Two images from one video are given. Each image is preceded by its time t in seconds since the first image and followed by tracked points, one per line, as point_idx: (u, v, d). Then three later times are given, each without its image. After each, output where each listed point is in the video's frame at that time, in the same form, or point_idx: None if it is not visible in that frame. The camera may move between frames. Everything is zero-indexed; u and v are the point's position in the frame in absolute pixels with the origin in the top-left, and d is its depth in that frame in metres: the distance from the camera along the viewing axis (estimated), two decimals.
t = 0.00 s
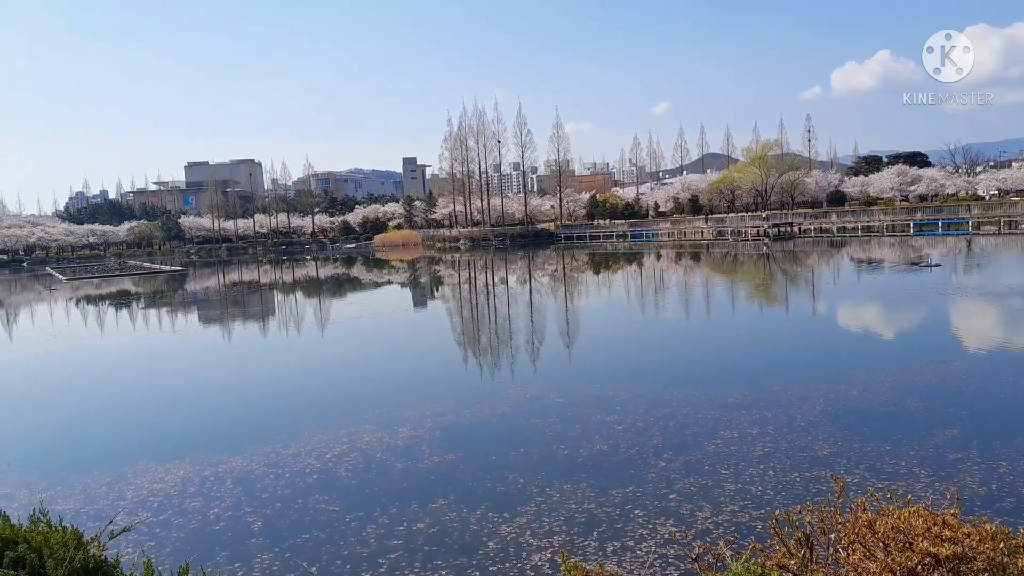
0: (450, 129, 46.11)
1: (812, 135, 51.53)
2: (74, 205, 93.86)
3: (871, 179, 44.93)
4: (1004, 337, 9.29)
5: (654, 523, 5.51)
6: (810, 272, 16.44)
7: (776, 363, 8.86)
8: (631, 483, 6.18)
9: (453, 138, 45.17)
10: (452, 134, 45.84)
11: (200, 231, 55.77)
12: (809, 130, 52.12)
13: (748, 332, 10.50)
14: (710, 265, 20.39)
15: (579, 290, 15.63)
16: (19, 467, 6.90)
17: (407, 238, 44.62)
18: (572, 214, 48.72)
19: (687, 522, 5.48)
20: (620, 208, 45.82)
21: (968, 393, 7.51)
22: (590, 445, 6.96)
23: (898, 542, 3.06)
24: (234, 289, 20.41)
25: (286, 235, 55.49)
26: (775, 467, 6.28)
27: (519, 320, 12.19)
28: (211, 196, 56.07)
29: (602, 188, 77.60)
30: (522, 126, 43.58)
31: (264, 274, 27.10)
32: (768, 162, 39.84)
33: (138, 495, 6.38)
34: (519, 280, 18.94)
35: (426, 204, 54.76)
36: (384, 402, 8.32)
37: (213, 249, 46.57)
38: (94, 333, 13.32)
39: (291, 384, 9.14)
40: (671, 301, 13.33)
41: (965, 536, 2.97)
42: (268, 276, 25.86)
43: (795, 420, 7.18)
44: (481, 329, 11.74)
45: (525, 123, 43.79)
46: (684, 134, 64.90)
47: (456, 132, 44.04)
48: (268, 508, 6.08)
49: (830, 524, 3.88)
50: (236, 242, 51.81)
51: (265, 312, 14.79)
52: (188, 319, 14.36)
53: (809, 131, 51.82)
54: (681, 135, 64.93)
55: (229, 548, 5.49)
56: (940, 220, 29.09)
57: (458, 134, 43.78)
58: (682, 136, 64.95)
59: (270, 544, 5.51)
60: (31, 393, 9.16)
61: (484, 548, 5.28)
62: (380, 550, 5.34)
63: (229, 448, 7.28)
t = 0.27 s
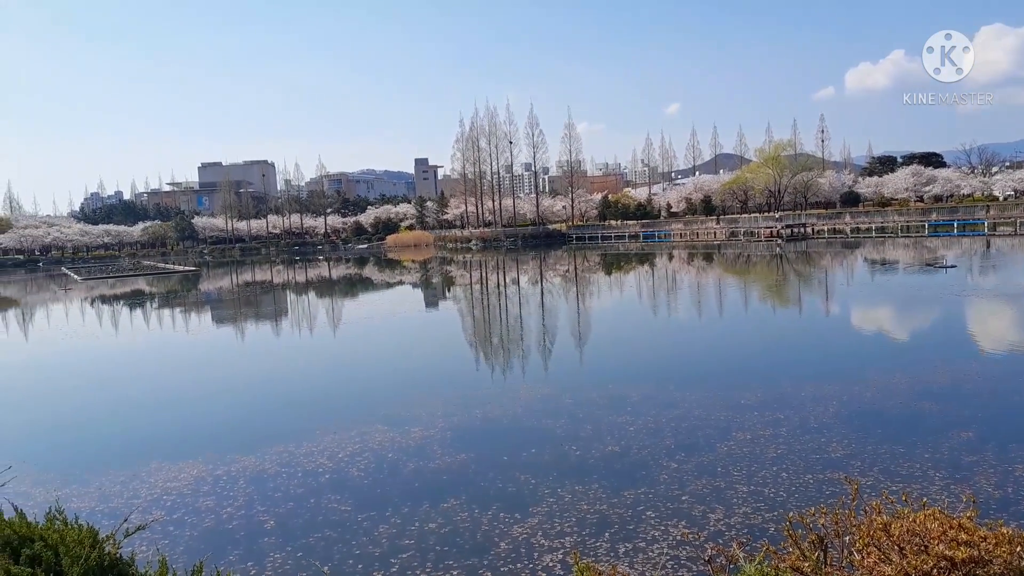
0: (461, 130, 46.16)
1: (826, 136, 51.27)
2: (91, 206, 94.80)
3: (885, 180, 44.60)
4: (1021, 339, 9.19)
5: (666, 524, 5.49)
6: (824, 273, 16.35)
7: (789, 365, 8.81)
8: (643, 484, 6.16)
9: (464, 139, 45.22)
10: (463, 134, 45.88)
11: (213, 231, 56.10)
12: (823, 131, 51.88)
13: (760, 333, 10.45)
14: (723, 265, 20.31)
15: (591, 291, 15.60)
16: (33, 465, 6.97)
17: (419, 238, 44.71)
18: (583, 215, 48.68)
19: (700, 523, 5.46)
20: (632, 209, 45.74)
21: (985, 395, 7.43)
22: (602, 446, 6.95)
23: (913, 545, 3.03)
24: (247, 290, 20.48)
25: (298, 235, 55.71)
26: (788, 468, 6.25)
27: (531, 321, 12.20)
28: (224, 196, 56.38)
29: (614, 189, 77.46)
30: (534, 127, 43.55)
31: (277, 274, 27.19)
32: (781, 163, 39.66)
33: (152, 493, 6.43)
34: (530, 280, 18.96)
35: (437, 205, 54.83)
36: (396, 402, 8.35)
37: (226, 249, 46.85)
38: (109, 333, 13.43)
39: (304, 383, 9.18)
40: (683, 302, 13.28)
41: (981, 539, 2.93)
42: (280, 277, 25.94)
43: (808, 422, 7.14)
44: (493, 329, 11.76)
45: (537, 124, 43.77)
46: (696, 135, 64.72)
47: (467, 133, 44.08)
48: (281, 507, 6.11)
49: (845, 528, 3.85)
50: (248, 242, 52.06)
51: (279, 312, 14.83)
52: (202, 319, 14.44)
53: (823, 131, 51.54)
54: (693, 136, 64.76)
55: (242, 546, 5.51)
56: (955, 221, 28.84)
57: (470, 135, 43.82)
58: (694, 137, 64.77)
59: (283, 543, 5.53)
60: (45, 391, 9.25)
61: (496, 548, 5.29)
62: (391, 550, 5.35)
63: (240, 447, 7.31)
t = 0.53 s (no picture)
0: (470, 132, 46.21)
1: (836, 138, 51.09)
2: (101, 207, 95.37)
3: (895, 182, 44.40)
4: None
5: (673, 527, 5.48)
6: (833, 276, 16.30)
7: (797, 367, 8.78)
8: (651, 487, 6.15)
9: (473, 140, 45.26)
10: (472, 136, 45.93)
11: (222, 232, 56.33)
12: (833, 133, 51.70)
13: (767, 335, 10.42)
14: (731, 268, 20.27)
15: (599, 293, 15.60)
16: (41, 465, 6.99)
17: (427, 240, 44.78)
18: (592, 216, 48.67)
19: (707, 526, 5.45)
20: (640, 210, 45.62)
21: (996, 399, 7.38)
22: (609, 448, 6.94)
23: (923, 550, 3.01)
24: (257, 291, 20.56)
25: (307, 236, 55.87)
26: (796, 471, 6.23)
27: (538, 323, 12.18)
28: (233, 197, 56.62)
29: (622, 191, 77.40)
30: (542, 128, 43.54)
31: (285, 276, 27.27)
32: (791, 165, 39.55)
33: (161, 493, 6.45)
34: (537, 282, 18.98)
35: (446, 206, 54.89)
36: (404, 403, 8.35)
37: (234, 250, 47.02)
38: (116, 333, 13.47)
39: (312, 384, 9.20)
40: (691, 304, 13.26)
41: (992, 544, 2.91)
42: (289, 278, 26.01)
43: (816, 425, 7.12)
44: (500, 331, 11.76)
45: (545, 125, 43.76)
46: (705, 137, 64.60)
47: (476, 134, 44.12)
48: (289, 507, 6.12)
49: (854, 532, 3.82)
50: (257, 243, 52.25)
51: (287, 314, 14.86)
52: (210, 320, 14.49)
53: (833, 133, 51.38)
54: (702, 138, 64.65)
55: (249, 547, 5.53)
56: (966, 223, 28.67)
57: (478, 136, 43.87)
58: (703, 139, 64.65)
59: (290, 544, 5.54)
60: (54, 392, 9.30)
61: (503, 550, 5.28)
62: (399, 551, 5.36)
63: (247, 447, 7.33)
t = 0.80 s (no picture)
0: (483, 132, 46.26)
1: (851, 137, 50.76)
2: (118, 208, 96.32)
3: (912, 181, 44.04)
4: None
5: (688, 528, 5.46)
6: (849, 276, 16.21)
7: (813, 368, 8.73)
8: (666, 488, 6.12)
9: (486, 141, 45.32)
10: (485, 136, 45.99)
11: (238, 233, 56.70)
12: (847, 132, 51.40)
13: (782, 336, 10.37)
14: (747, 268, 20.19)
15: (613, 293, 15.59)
16: (60, 465, 7.04)
17: (440, 240, 44.88)
18: (605, 216, 48.64)
19: (723, 528, 5.42)
20: (654, 210, 45.48)
21: (1018, 400, 7.29)
22: (624, 449, 6.92)
23: (942, 553, 2.99)
24: (274, 291, 20.72)
25: (321, 237, 56.13)
26: (813, 473, 6.19)
27: (552, 323, 12.18)
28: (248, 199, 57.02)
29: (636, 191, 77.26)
30: (556, 128, 43.51)
31: (301, 276, 27.42)
32: (806, 164, 39.29)
33: (178, 492, 6.50)
34: (551, 282, 18.96)
35: (459, 207, 54.98)
36: (419, 403, 8.38)
37: (250, 251, 47.29)
38: (134, 334, 13.58)
39: (327, 384, 9.25)
40: (706, 305, 13.22)
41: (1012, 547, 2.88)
42: (304, 278, 26.13)
43: (833, 426, 7.07)
44: (514, 331, 11.76)
45: (559, 125, 43.73)
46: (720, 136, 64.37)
47: (489, 135, 44.17)
48: (304, 507, 6.14)
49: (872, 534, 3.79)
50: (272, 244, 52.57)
51: (302, 314, 14.95)
52: (226, 320, 14.62)
53: (848, 132, 51.02)
54: (716, 138, 64.43)
55: (265, 546, 5.55)
56: (984, 223, 28.39)
57: (492, 137, 43.91)
58: (717, 138, 64.43)
59: (306, 543, 5.56)
60: (72, 392, 9.37)
61: (518, 550, 5.28)
62: (413, 551, 5.37)
63: (263, 447, 7.37)
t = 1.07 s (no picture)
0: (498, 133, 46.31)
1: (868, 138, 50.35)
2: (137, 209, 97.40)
3: (931, 182, 43.62)
4: None
5: (703, 530, 5.44)
6: (866, 277, 16.09)
7: (829, 371, 8.66)
8: (680, 490, 6.10)
9: (501, 142, 45.36)
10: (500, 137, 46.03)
11: (255, 234, 57.07)
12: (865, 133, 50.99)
13: (797, 338, 10.31)
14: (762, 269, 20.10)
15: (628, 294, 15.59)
16: (79, 463, 7.12)
17: (455, 241, 44.99)
18: (620, 217, 48.60)
19: (739, 530, 5.39)
20: (670, 211, 45.32)
21: None
22: (638, 451, 6.90)
23: (961, 557, 2.96)
24: (290, 291, 20.87)
25: (336, 238, 56.43)
26: (829, 475, 6.14)
27: (567, 324, 12.19)
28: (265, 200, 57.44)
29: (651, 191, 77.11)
30: (571, 129, 43.47)
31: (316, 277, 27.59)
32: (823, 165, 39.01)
33: (195, 491, 6.54)
34: (566, 283, 19.00)
35: (473, 208, 55.07)
36: (433, 404, 8.40)
37: (266, 252, 47.59)
38: (153, 333, 13.73)
39: (343, 384, 9.30)
40: (722, 306, 13.17)
41: None
42: (319, 279, 26.27)
43: (850, 428, 7.02)
44: (528, 332, 11.77)
45: (574, 126, 43.67)
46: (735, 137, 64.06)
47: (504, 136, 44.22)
48: (319, 507, 6.17)
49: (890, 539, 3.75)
50: (288, 245, 52.95)
51: (317, 315, 15.03)
52: (242, 320, 14.75)
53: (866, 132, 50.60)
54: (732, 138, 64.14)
55: (281, 545, 5.58)
56: (1003, 224, 28.06)
57: (506, 138, 43.95)
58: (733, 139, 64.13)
59: (321, 543, 5.58)
60: (90, 391, 9.49)
61: (532, 552, 5.27)
62: (428, 552, 5.37)
63: (280, 446, 7.42)
